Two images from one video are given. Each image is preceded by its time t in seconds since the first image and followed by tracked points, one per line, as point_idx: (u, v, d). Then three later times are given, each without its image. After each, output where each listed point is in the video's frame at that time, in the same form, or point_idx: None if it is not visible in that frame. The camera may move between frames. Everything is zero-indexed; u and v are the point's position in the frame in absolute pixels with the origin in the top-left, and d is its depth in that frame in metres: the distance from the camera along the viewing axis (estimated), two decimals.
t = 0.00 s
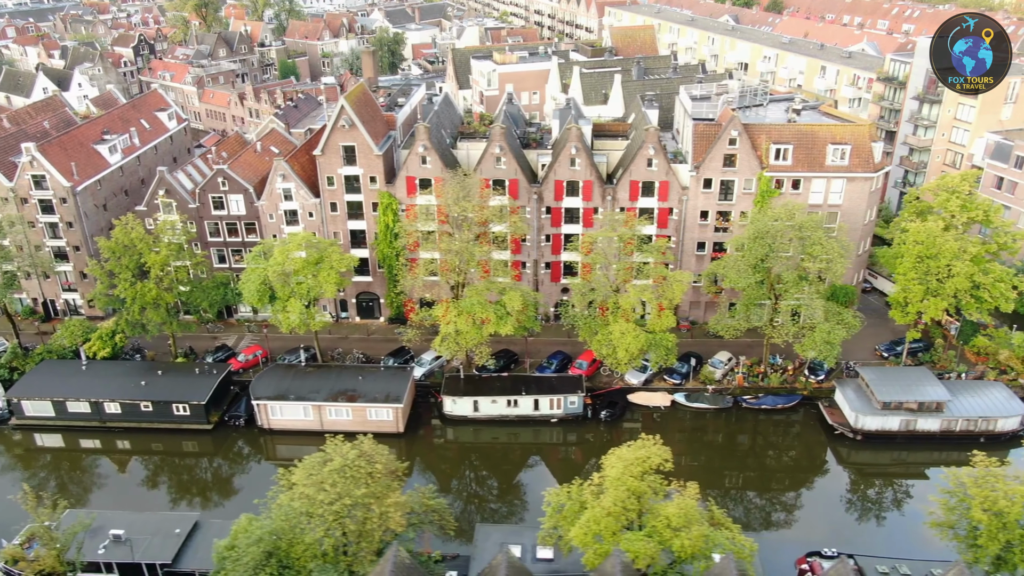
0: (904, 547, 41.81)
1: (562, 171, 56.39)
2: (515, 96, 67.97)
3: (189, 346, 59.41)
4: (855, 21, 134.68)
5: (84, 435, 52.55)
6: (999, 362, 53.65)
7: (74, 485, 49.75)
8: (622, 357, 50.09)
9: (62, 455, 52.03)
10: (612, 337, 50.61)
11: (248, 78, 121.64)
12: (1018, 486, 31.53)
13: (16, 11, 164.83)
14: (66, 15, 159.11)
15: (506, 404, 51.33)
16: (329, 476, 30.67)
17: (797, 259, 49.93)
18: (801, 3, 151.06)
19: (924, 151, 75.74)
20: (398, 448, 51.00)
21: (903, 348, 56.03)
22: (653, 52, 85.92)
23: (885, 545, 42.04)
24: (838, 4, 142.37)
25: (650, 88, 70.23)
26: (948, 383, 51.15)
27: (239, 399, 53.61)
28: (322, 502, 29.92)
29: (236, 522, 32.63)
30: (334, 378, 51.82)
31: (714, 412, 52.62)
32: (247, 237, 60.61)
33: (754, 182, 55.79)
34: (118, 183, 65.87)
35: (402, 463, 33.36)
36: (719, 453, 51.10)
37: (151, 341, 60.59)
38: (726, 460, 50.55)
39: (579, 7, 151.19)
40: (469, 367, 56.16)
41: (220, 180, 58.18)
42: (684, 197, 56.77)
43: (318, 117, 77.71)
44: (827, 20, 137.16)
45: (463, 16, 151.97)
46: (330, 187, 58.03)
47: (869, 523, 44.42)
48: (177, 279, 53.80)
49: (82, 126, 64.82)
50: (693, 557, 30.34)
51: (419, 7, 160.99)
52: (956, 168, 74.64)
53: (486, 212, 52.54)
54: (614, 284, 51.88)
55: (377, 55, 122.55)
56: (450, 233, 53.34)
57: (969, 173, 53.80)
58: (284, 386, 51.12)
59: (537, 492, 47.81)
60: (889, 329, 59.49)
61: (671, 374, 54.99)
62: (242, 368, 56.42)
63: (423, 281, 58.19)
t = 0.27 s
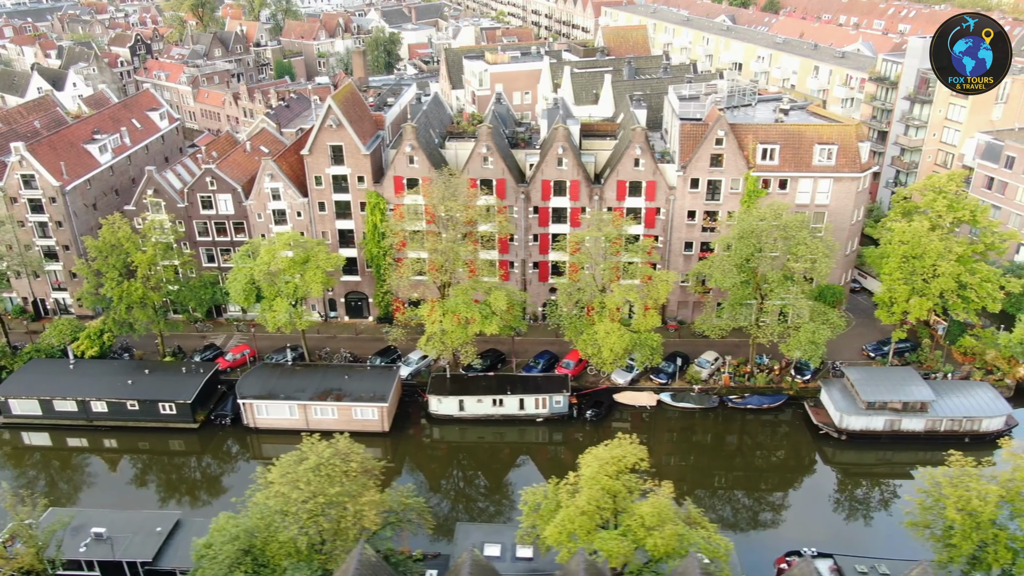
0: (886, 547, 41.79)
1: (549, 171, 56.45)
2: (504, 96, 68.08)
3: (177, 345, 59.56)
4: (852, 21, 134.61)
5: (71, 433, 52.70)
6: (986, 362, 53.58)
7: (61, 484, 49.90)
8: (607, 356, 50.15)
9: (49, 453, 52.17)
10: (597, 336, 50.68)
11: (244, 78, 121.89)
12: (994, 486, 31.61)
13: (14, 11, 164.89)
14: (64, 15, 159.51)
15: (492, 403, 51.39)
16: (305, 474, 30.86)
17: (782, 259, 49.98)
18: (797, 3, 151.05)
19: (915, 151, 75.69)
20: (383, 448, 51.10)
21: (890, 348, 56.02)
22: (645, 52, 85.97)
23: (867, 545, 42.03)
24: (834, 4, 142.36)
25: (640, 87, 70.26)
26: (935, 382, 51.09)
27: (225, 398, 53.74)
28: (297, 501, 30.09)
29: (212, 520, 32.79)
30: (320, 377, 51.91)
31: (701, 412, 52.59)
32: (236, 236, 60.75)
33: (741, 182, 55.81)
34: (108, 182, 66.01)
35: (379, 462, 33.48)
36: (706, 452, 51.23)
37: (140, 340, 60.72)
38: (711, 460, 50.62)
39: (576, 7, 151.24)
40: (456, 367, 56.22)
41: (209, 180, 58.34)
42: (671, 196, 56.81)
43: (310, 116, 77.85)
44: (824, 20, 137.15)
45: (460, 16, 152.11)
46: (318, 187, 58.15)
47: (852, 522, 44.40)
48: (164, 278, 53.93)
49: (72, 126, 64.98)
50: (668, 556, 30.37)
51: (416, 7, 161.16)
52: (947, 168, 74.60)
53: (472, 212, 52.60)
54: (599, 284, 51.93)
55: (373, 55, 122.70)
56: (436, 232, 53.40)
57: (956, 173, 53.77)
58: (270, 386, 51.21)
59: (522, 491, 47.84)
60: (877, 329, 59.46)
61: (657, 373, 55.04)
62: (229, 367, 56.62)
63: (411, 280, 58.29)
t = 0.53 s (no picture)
0: (870, 547, 41.78)
1: (538, 171, 56.48)
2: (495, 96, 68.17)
3: (168, 344, 59.69)
4: (849, 21, 134.52)
5: (60, 432, 52.84)
6: (974, 362, 53.45)
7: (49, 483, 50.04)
8: (594, 356, 50.20)
9: (38, 452, 52.31)
10: (584, 336, 50.73)
11: (240, 78, 122.03)
12: (971, 486, 31.67)
13: (13, 11, 164.93)
14: (62, 15, 159.64)
15: (479, 403, 51.44)
16: (284, 473, 30.98)
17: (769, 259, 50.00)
18: (795, 2, 151.02)
19: (907, 151, 75.64)
20: (371, 447, 51.21)
21: (878, 348, 56.01)
22: (639, 52, 85.97)
23: (851, 545, 42.03)
24: (832, 4, 142.31)
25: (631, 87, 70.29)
26: (923, 383, 51.05)
27: (214, 397, 53.87)
28: (276, 499, 30.22)
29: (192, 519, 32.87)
30: (308, 376, 52.00)
31: (690, 412, 52.66)
32: (226, 236, 60.88)
33: (730, 182, 55.82)
34: (100, 181, 66.16)
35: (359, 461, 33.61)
36: (697, 453, 51.38)
37: (130, 339, 60.85)
38: (698, 460, 50.70)
39: (574, 7, 151.27)
40: (445, 367, 56.30)
41: (199, 179, 58.47)
42: (660, 196, 56.84)
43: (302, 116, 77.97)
44: (821, 20, 137.11)
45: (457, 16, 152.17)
46: (308, 187, 58.23)
47: (837, 522, 44.33)
48: (153, 278, 54.04)
49: (64, 126, 65.11)
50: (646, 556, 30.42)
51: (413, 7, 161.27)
52: (939, 168, 74.55)
53: (460, 211, 52.66)
54: (587, 284, 51.96)
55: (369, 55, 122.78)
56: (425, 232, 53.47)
57: (945, 173, 53.73)
58: (258, 385, 51.30)
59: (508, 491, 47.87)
60: (866, 329, 59.45)
61: (645, 373, 55.07)
62: (219, 366, 56.77)
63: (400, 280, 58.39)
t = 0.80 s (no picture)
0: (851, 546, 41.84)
1: (526, 171, 56.55)
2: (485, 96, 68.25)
3: (157, 343, 59.86)
4: (846, 21, 134.39)
5: (47, 430, 53.03)
6: (962, 362, 53.05)
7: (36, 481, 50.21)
8: (579, 356, 50.27)
9: (26, 450, 52.50)
10: (570, 336, 50.80)
11: (236, 78, 122.12)
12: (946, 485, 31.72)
13: (12, 11, 165.10)
14: (60, 15, 159.81)
15: (465, 402, 51.52)
16: (259, 471, 31.16)
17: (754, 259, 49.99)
18: (792, 3, 150.95)
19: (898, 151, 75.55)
20: (357, 446, 51.33)
21: (865, 349, 56.00)
22: (632, 52, 85.94)
23: (832, 544, 42.10)
24: (829, 4, 142.20)
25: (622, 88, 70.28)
26: (909, 383, 51.04)
27: (201, 396, 54.04)
28: (252, 497, 30.41)
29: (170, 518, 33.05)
30: (294, 375, 52.11)
31: (675, 413, 52.70)
32: (215, 235, 61.04)
33: (717, 182, 55.85)
34: (91, 181, 66.32)
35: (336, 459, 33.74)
36: (683, 454, 51.36)
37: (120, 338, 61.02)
38: (684, 460, 50.77)
39: (571, 7, 151.27)
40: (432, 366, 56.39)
41: (187, 179, 58.63)
42: (648, 196, 56.88)
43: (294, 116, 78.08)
44: (817, 20, 137.03)
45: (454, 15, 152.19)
46: (296, 186, 58.36)
47: (820, 522, 44.32)
48: (141, 277, 54.18)
49: (54, 125, 65.28)
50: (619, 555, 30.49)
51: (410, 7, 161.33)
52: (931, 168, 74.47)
53: (447, 211, 52.72)
54: (573, 283, 52.02)
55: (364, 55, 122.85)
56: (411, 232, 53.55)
57: (932, 173, 53.70)
58: (244, 384, 51.44)
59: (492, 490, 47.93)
60: (854, 329, 59.43)
61: (632, 373, 55.13)
62: (207, 365, 56.93)
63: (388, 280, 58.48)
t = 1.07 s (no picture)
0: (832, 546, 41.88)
1: (513, 171, 56.61)
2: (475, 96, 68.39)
3: (146, 343, 60.03)
4: (842, 21, 134.26)
5: (35, 429, 53.22)
6: (948, 363, 53.16)
7: (23, 479, 50.43)
8: (564, 355, 50.35)
9: (14, 449, 52.71)
10: (555, 336, 50.87)
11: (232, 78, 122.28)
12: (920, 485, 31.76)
13: (12, 11, 165.53)
14: (58, 15, 160.13)
15: (450, 402, 51.58)
16: (236, 470, 31.29)
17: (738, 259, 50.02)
18: (789, 3, 150.94)
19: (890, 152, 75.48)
20: (343, 445, 51.46)
21: (852, 349, 55.99)
22: (624, 52, 85.96)
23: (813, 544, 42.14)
24: (826, 4, 142.15)
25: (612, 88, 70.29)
26: (894, 383, 51.02)
27: (189, 395, 54.19)
28: (228, 495, 30.55)
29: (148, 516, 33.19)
30: (281, 374, 52.22)
31: (662, 412, 52.74)
32: (204, 234, 61.20)
33: (705, 182, 55.89)
34: (81, 180, 66.47)
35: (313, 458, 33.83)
36: (665, 453, 51.38)
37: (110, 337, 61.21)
38: (669, 459, 50.81)
39: (568, 7, 151.37)
40: (419, 366, 56.49)
41: (176, 179, 58.79)
42: (635, 196, 56.91)
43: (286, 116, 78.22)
44: (814, 20, 136.98)
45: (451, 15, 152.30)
46: (284, 186, 58.51)
47: (803, 522, 44.33)
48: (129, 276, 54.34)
49: (46, 125, 65.46)
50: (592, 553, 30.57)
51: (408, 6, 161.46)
52: (922, 168, 74.39)
53: (433, 211, 52.79)
54: (559, 283, 52.07)
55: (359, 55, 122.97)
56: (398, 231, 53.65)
57: (919, 173, 53.63)
58: (231, 383, 51.55)
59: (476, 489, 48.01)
60: (842, 329, 59.41)
61: (619, 373, 55.16)
62: (195, 364, 57.08)
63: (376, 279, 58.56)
